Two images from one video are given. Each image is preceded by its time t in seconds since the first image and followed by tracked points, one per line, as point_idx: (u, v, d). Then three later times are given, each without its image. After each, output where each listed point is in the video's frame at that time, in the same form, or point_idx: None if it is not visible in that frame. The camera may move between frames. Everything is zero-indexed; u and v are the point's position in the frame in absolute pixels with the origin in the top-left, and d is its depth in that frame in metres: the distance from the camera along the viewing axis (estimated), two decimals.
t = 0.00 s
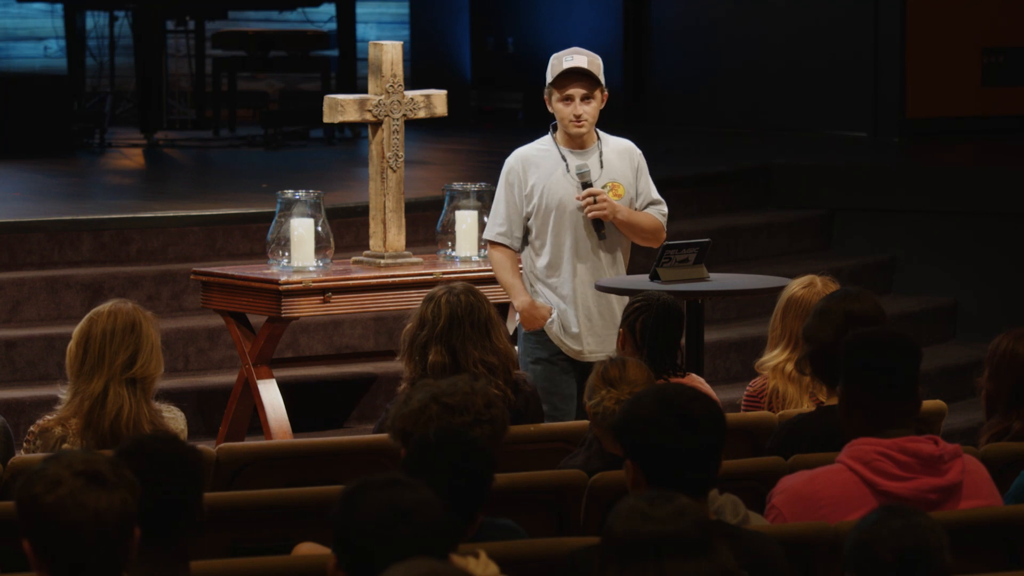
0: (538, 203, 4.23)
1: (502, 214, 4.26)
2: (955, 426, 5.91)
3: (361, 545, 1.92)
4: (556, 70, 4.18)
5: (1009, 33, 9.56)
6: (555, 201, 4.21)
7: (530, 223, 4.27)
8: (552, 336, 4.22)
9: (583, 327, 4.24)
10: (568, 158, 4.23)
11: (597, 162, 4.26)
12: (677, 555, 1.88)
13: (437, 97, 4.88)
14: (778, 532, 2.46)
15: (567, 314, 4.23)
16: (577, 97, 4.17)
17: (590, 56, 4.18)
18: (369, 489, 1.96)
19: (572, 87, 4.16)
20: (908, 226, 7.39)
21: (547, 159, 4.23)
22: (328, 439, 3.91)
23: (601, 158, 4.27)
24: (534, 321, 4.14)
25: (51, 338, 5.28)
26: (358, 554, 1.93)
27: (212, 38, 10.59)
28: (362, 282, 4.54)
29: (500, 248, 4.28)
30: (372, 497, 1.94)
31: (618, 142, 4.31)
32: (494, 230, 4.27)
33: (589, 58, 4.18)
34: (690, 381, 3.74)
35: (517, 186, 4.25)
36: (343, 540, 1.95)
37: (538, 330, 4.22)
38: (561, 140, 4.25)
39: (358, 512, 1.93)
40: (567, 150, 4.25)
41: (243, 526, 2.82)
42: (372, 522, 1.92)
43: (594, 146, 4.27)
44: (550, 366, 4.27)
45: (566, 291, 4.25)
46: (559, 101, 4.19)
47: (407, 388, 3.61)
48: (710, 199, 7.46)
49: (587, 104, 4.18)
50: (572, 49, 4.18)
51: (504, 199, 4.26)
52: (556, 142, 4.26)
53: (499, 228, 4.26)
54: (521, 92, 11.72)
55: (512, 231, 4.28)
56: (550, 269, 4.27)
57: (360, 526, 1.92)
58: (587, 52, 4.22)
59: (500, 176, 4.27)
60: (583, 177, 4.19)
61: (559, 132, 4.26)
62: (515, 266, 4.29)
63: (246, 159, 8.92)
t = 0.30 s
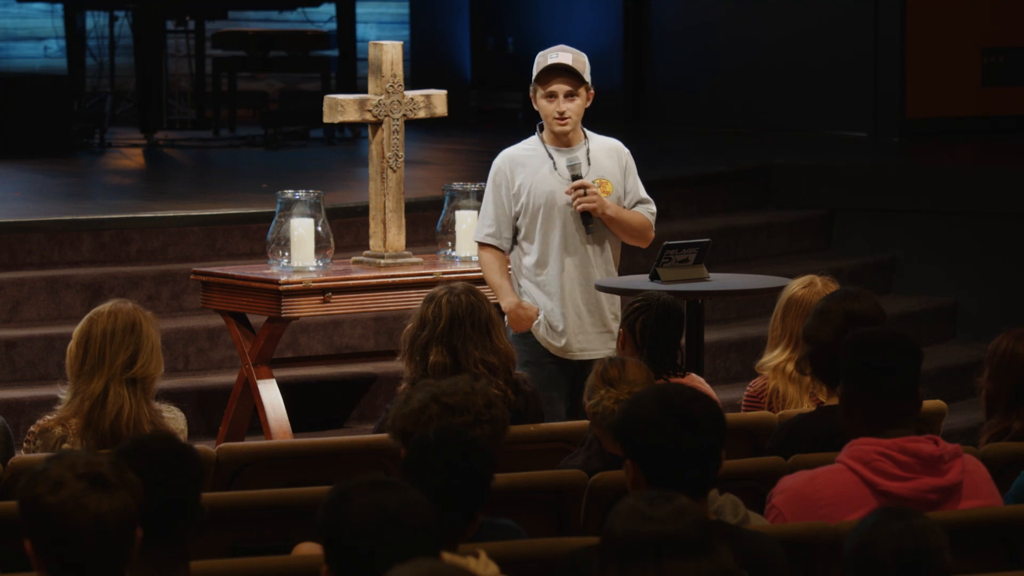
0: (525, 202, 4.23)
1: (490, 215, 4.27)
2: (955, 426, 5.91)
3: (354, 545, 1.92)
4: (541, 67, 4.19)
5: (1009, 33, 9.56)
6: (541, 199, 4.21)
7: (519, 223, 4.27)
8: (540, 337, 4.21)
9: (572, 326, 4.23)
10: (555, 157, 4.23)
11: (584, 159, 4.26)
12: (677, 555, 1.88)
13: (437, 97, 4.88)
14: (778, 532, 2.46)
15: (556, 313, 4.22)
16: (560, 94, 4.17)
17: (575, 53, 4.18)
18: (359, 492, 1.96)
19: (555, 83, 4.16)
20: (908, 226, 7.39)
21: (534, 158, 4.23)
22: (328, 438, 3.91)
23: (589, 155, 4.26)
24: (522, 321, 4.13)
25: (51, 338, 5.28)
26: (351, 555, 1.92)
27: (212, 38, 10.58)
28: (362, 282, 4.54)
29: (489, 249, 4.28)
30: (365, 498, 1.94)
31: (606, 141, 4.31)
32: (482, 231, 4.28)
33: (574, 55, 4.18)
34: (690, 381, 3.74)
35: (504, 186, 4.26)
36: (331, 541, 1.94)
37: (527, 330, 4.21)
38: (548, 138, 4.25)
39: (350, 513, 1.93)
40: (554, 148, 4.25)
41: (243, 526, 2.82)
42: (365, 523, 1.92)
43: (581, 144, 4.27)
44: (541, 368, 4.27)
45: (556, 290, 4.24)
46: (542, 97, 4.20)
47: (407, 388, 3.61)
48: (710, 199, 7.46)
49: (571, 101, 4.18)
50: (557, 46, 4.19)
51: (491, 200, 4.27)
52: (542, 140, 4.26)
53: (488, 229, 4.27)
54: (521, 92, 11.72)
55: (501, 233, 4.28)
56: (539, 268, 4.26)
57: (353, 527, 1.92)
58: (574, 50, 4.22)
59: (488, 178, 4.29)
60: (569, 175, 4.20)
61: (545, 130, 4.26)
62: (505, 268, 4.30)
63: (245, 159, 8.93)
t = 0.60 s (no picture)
0: (512, 204, 4.23)
1: (478, 217, 4.27)
2: (955, 426, 5.90)
3: (352, 545, 1.92)
4: (531, 70, 4.20)
5: (1010, 33, 9.55)
6: (529, 202, 4.21)
7: (507, 226, 4.27)
8: (523, 341, 4.24)
9: (556, 331, 4.23)
10: (543, 161, 4.22)
11: (573, 163, 4.24)
12: (677, 555, 1.88)
13: (437, 97, 4.87)
14: (778, 532, 2.46)
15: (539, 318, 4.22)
16: (549, 98, 4.18)
17: (565, 57, 4.18)
18: (355, 492, 1.96)
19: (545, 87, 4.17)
20: (908, 226, 7.39)
21: (523, 161, 4.23)
22: (328, 438, 3.91)
23: (578, 159, 4.25)
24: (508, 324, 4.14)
25: (51, 339, 5.28)
26: (348, 555, 1.92)
27: (212, 38, 10.58)
28: (362, 282, 4.54)
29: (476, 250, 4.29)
30: (363, 500, 1.94)
31: (596, 142, 4.29)
32: (470, 233, 4.29)
33: (565, 59, 4.17)
34: (690, 381, 3.73)
35: (493, 188, 4.26)
36: (327, 542, 1.94)
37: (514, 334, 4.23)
38: (537, 141, 4.25)
39: (347, 513, 1.93)
40: (543, 151, 4.24)
41: (243, 526, 2.82)
42: (363, 524, 1.92)
43: (571, 148, 4.26)
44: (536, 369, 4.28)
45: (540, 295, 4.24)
46: (532, 100, 4.21)
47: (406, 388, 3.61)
48: (710, 199, 7.46)
49: (560, 106, 4.18)
50: (548, 50, 4.19)
51: (479, 202, 4.27)
52: (532, 143, 4.26)
53: (475, 231, 4.28)
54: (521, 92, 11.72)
55: (488, 235, 4.28)
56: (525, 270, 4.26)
57: (350, 527, 1.92)
58: (566, 54, 4.22)
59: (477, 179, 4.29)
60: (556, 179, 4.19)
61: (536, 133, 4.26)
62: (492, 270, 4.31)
63: (245, 159, 8.93)
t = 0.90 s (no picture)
0: (508, 206, 4.23)
1: (475, 218, 4.28)
2: (955, 426, 5.90)
3: (352, 545, 1.92)
4: (523, 70, 4.19)
5: (1010, 33, 9.55)
6: (524, 204, 4.20)
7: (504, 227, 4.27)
8: (519, 341, 4.25)
9: (551, 331, 4.24)
10: (539, 161, 4.23)
11: (568, 163, 4.24)
12: (677, 555, 1.88)
13: (437, 97, 4.87)
14: (778, 532, 2.46)
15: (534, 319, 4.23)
16: (540, 96, 4.17)
17: (555, 54, 4.17)
18: (354, 493, 1.96)
19: (536, 86, 4.16)
20: (908, 226, 7.39)
21: (519, 161, 4.23)
22: (328, 438, 3.91)
23: (573, 158, 4.24)
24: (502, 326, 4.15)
25: (51, 338, 5.28)
26: (348, 555, 1.92)
27: (212, 38, 10.58)
28: (362, 282, 4.53)
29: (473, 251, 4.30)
30: (362, 499, 1.94)
31: (592, 142, 4.28)
32: (467, 234, 4.29)
33: (557, 57, 4.16)
34: (690, 380, 3.73)
35: (490, 189, 4.26)
36: (327, 541, 1.94)
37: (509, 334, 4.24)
38: (532, 141, 4.25)
39: (346, 513, 1.93)
40: (539, 151, 4.24)
41: (243, 526, 2.82)
42: (362, 524, 1.92)
43: (566, 147, 4.26)
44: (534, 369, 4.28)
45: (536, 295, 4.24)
46: (524, 99, 4.19)
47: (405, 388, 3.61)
48: (710, 199, 7.46)
49: (552, 104, 4.17)
50: (541, 49, 4.18)
51: (476, 203, 4.28)
52: (528, 143, 4.25)
53: (472, 232, 4.28)
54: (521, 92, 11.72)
55: (486, 236, 4.29)
56: (522, 271, 4.26)
57: (349, 527, 1.92)
58: (559, 53, 4.21)
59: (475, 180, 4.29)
60: (551, 180, 4.18)
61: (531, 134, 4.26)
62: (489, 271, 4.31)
63: (245, 159, 8.93)
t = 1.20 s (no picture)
0: (507, 205, 4.24)
1: (475, 215, 4.30)
2: (955, 426, 5.90)
3: (352, 545, 1.92)
4: (529, 69, 4.19)
5: (1010, 33, 9.55)
6: (522, 203, 4.21)
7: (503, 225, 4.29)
8: (516, 339, 4.27)
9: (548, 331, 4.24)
10: (539, 162, 4.22)
11: (569, 164, 4.23)
12: (677, 555, 1.88)
13: (437, 97, 4.87)
14: (778, 532, 2.46)
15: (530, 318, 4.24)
16: (546, 97, 4.17)
17: (563, 56, 4.16)
18: (354, 493, 1.96)
19: (542, 86, 4.16)
20: (908, 226, 7.39)
21: (521, 161, 4.23)
22: (328, 438, 3.91)
23: (575, 160, 4.23)
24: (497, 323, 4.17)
25: (51, 338, 5.28)
26: (348, 555, 1.92)
27: (212, 38, 10.57)
28: (362, 282, 4.53)
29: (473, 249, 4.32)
30: (363, 499, 1.94)
31: (595, 144, 4.26)
32: (468, 231, 4.32)
33: (564, 59, 4.15)
34: (690, 380, 3.73)
35: (490, 187, 4.28)
36: (327, 542, 1.94)
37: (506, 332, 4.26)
38: (536, 141, 4.24)
39: (346, 513, 1.93)
40: (541, 151, 4.23)
41: (243, 526, 2.82)
42: (362, 524, 1.92)
43: (569, 148, 4.24)
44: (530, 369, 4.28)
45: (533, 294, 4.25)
46: (530, 99, 4.20)
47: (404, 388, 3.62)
48: (709, 199, 7.46)
49: (558, 105, 4.17)
50: (550, 50, 4.17)
51: (477, 200, 4.30)
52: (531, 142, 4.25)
53: (472, 229, 4.31)
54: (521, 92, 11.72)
55: (486, 234, 4.31)
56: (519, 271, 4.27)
57: (348, 528, 1.92)
58: (567, 55, 4.20)
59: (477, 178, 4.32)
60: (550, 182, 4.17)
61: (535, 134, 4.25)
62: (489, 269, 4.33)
63: (245, 159, 8.93)
